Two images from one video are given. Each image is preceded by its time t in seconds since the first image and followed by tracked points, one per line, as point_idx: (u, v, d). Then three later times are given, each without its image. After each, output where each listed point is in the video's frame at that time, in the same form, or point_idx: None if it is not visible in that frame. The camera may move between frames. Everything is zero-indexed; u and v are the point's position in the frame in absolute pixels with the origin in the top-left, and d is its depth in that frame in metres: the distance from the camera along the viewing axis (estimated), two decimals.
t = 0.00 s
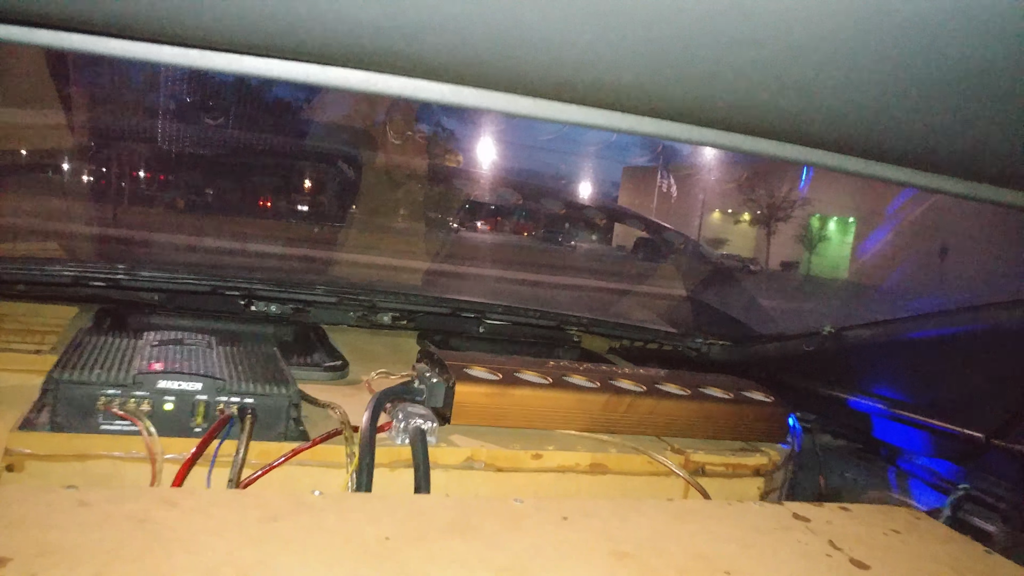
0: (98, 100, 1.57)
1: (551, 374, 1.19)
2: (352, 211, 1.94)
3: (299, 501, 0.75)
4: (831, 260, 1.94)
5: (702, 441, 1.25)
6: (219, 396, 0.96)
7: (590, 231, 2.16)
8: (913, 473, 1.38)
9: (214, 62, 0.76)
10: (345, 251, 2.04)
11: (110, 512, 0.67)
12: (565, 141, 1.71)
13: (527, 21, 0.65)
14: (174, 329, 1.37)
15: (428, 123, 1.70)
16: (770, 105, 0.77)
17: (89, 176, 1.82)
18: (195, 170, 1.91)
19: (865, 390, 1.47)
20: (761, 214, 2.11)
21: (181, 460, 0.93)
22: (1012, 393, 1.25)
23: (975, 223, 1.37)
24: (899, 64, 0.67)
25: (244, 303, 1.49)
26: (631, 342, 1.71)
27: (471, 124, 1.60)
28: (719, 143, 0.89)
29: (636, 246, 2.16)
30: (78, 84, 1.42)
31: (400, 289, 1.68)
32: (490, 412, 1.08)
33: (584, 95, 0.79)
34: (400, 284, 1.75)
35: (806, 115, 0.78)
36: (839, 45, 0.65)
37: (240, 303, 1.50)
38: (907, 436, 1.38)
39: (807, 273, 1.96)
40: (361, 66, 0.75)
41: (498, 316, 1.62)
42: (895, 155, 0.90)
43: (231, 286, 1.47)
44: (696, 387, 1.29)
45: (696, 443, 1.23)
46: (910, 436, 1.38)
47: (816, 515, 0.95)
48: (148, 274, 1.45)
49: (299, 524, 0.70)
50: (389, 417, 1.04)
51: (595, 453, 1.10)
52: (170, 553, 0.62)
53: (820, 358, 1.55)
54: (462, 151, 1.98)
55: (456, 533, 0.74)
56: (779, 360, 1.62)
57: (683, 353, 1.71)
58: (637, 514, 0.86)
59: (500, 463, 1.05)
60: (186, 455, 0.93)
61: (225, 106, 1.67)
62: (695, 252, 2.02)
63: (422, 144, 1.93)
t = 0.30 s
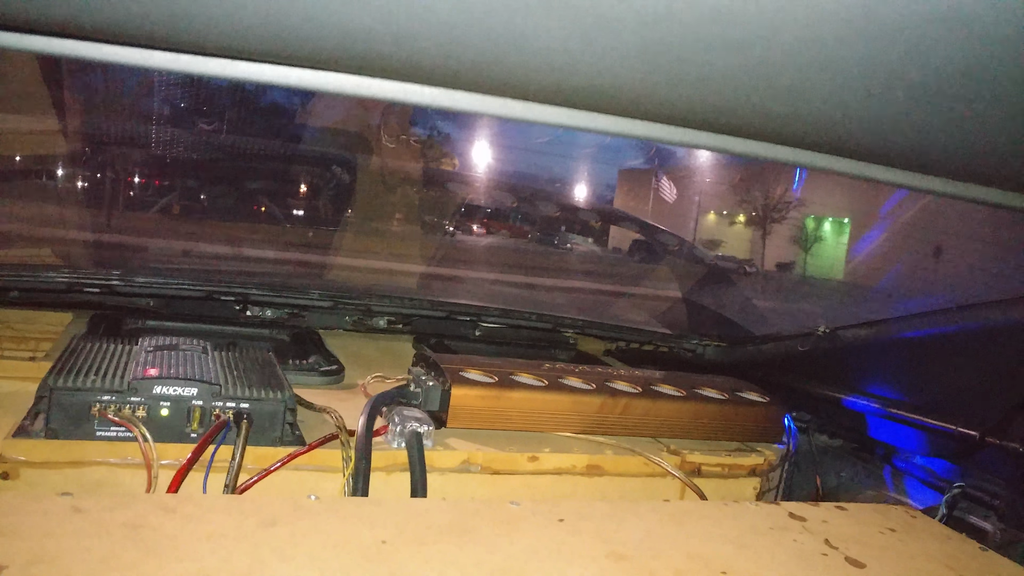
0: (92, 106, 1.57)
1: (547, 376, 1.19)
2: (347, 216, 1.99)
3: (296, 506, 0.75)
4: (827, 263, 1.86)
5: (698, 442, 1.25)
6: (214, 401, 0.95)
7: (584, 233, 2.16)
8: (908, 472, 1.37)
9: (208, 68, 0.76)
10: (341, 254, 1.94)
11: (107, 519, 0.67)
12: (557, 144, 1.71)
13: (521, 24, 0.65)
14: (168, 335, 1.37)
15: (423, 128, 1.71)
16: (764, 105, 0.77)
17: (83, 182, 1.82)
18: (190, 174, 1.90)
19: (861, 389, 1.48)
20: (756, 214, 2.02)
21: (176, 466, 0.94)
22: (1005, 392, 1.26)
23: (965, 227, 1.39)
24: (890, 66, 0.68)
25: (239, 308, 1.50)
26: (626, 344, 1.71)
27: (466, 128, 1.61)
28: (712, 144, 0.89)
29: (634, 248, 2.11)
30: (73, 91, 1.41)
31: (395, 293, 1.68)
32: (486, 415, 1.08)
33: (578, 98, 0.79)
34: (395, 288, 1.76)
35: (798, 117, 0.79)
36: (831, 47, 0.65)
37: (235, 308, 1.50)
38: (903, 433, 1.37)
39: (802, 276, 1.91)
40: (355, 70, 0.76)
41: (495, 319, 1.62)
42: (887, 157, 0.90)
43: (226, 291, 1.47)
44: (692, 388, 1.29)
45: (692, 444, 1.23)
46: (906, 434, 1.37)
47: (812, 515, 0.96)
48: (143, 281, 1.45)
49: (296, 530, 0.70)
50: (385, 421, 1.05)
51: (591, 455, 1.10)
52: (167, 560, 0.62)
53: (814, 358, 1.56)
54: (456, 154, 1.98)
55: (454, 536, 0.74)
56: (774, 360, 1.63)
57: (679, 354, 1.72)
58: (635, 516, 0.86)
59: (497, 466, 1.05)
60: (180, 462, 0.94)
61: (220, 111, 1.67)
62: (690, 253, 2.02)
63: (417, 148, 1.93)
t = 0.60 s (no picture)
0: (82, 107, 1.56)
1: (537, 378, 1.19)
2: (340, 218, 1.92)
3: (283, 507, 0.75)
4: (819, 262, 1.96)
5: (687, 443, 1.26)
6: (202, 402, 0.95)
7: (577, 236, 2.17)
8: (897, 473, 1.39)
9: (196, 70, 0.76)
10: (331, 256, 1.94)
11: (90, 521, 0.67)
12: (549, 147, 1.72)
13: (506, 27, 0.65)
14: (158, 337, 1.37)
15: (418, 130, 1.71)
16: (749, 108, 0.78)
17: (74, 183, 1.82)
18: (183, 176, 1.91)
19: (850, 391, 1.49)
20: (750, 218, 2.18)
21: (161, 467, 0.94)
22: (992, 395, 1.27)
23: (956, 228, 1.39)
24: (872, 71, 0.68)
25: (230, 310, 1.49)
26: (618, 346, 1.73)
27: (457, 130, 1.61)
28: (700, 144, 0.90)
29: (627, 251, 2.10)
30: (63, 92, 1.41)
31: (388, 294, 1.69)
32: (475, 416, 1.08)
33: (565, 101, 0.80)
34: (387, 289, 1.76)
35: (783, 121, 0.79)
36: (814, 51, 0.66)
37: (226, 309, 1.50)
38: (893, 436, 1.38)
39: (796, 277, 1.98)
40: (342, 72, 0.76)
41: (486, 321, 1.63)
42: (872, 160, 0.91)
43: (217, 292, 1.47)
44: (682, 390, 1.30)
45: (681, 446, 1.24)
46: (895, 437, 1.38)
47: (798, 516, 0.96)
48: (134, 282, 1.45)
49: (281, 531, 0.70)
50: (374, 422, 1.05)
51: (580, 457, 1.10)
52: (151, 561, 0.62)
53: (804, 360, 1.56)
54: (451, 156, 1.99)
55: (440, 537, 0.74)
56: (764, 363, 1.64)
57: (671, 357, 1.73)
58: (621, 517, 0.86)
59: (486, 467, 1.05)
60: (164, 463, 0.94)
61: (212, 112, 1.67)
62: (680, 256, 2.01)
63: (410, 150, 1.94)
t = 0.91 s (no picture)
0: (74, 103, 1.56)
1: (529, 377, 1.19)
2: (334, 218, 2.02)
3: (272, 503, 0.75)
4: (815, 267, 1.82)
5: (678, 443, 1.26)
6: (193, 398, 0.95)
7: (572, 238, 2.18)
8: (886, 476, 1.39)
9: (189, 58, 0.76)
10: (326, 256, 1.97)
11: (79, 515, 0.67)
12: (542, 147, 1.72)
13: (502, 25, 0.66)
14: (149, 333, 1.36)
15: (411, 130, 1.71)
16: (742, 106, 0.78)
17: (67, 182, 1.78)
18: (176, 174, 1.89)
19: (841, 393, 1.49)
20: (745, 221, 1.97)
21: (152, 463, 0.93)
22: (981, 397, 1.27)
23: (948, 231, 1.39)
24: (863, 72, 0.69)
25: (222, 308, 1.49)
26: (610, 347, 1.74)
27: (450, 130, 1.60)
28: (693, 142, 0.91)
29: (622, 254, 2.13)
30: (56, 87, 1.40)
31: (379, 294, 1.68)
32: (467, 415, 1.08)
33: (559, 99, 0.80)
34: (379, 289, 1.76)
35: (776, 120, 0.80)
36: (805, 52, 0.66)
37: (218, 307, 1.49)
38: (883, 438, 1.39)
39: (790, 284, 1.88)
40: (338, 68, 0.76)
41: (479, 321, 1.63)
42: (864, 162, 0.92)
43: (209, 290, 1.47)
44: (673, 390, 1.30)
45: (673, 446, 1.24)
46: (885, 439, 1.39)
47: (788, 517, 0.97)
48: (125, 279, 1.44)
49: (269, 527, 0.70)
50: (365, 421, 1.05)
51: (571, 456, 1.10)
52: (137, 556, 0.62)
53: (794, 361, 1.57)
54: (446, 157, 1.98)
55: (430, 534, 0.74)
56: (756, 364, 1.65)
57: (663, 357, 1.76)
58: (611, 515, 0.87)
59: (477, 466, 1.05)
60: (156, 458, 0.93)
61: (204, 109, 1.67)
62: (673, 257, 2.06)
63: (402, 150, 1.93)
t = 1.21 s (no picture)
0: (62, 99, 1.54)
1: (517, 378, 1.19)
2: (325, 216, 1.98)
3: (259, 504, 0.75)
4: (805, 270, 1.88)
5: (666, 445, 1.27)
6: (179, 398, 0.95)
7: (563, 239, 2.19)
8: (873, 477, 1.39)
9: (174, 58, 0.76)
10: (314, 254, 1.90)
11: (61, 515, 0.67)
12: (533, 148, 1.72)
13: (490, 27, 0.66)
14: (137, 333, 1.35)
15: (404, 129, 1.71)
16: (730, 109, 0.79)
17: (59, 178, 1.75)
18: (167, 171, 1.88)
19: (828, 395, 1.50)
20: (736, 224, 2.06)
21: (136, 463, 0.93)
22: (965, 400, 1.29)
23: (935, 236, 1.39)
24: (850, 78, 0.69)
25: (211, 307, 1.48)
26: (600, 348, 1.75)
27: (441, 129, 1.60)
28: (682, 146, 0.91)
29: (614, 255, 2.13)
30: (44, 83, 1.39)
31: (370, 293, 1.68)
32: (454, 415, 1.09)
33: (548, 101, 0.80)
34: (369, 289, 1.76)
35: (762, 124, 0.81)
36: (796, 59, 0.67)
37: (207, 306, 1.48)
38: (872, 440, 1.40)
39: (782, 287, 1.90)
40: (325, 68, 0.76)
41: (468, 322, 1.64)
42: (850, 166, 0.92)
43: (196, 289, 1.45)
44: (661, 392, 1.31)
45: (660, 447, 1.24)
46: (874, 441, 1.40)
47: (773, 518, 0.97)
48: (112, 277, 1.43)
49: (255, 527, 0.70)
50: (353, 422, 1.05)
51: (559, 457, 1.10)
52: (120, 556, 0.62)
53: (782, 364, 1.59)
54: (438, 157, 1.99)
55: (416, 535, 0.74)
56: (744, 366, 1.66)
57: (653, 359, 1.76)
58: (597, 516, 0.87)
59: (464, 467, 1.05)
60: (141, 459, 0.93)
61: (195, 108, 1.66)
62: (665, 260, 2.03)
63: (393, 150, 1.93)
